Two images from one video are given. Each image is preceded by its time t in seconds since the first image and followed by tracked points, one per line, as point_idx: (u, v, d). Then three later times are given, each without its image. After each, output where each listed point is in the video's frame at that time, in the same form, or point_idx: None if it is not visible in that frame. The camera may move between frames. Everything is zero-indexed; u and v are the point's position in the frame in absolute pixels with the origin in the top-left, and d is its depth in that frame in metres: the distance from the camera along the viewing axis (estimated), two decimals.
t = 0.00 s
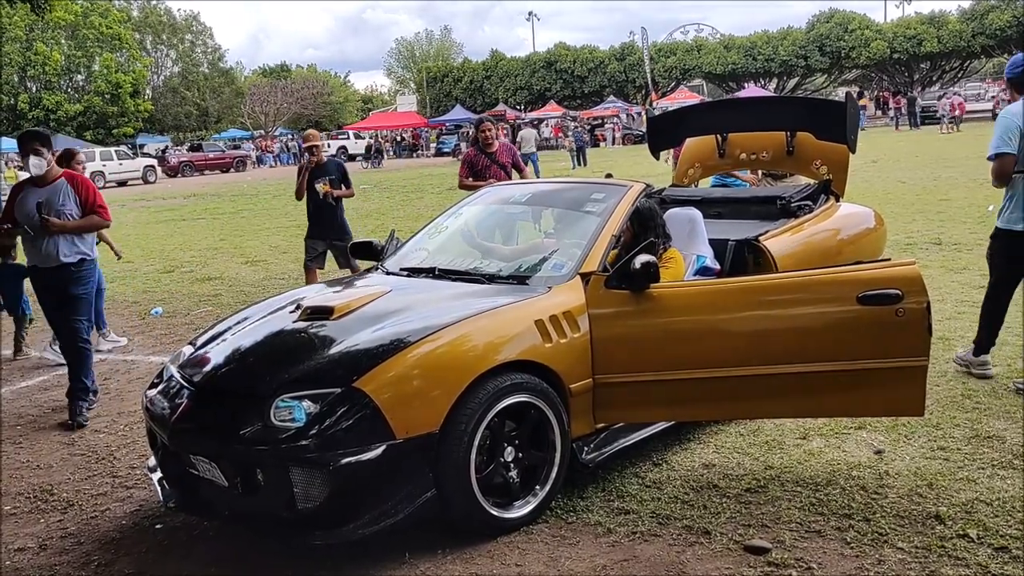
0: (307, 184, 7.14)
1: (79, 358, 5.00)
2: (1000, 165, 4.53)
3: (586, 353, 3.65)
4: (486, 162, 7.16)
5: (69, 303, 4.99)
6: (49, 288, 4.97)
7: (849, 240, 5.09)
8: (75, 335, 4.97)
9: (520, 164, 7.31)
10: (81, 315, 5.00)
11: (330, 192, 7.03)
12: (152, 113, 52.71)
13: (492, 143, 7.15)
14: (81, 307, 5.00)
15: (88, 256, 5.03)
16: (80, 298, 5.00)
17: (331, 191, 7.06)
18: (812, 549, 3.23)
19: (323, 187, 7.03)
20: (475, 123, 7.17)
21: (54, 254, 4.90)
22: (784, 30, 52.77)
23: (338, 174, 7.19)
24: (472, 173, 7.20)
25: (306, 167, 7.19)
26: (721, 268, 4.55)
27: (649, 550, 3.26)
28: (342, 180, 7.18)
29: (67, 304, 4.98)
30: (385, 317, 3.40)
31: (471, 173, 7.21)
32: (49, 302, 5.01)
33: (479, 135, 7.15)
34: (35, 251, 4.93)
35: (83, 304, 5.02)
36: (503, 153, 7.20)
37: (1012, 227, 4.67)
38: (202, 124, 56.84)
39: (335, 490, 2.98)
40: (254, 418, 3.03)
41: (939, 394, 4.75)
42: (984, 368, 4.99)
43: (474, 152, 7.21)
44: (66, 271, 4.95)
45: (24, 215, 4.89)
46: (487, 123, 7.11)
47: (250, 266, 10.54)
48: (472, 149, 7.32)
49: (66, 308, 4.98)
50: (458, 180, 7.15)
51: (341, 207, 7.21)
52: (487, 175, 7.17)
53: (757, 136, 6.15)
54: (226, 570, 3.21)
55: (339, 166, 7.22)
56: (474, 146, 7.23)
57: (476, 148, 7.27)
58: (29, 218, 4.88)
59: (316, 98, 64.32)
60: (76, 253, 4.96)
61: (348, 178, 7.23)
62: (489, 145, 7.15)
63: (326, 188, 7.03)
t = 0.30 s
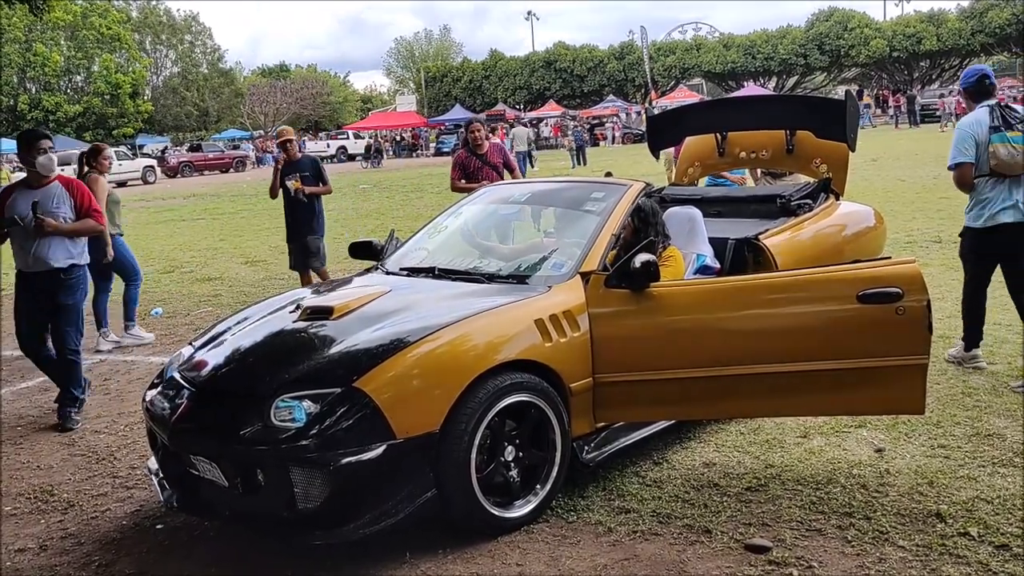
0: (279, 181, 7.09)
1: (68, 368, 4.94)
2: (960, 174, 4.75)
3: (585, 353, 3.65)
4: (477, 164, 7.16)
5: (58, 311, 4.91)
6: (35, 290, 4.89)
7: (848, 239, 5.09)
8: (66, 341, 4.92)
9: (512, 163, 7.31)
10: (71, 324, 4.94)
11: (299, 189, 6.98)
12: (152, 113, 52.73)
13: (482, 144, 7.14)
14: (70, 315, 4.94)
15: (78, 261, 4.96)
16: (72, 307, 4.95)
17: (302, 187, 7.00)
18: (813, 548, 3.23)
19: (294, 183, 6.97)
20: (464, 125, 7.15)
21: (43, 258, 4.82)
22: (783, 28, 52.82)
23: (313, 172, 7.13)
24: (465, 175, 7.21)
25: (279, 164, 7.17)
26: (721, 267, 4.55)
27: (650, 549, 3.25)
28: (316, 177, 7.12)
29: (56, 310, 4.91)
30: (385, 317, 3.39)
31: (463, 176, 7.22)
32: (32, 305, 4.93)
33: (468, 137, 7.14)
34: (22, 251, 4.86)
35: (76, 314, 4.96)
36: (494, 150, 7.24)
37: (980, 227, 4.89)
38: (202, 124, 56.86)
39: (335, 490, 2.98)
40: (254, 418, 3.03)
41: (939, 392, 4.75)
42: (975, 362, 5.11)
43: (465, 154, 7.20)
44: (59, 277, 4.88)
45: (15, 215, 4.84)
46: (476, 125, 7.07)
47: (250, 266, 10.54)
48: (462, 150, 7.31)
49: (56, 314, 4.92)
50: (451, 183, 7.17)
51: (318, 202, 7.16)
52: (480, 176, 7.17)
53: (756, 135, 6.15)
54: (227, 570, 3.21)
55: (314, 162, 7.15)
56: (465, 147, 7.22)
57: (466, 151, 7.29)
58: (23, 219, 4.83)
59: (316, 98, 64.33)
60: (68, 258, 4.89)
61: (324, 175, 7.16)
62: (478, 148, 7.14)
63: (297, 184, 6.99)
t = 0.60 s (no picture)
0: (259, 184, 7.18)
1: (67, 368, 4.91)
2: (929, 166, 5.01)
3: (585, 352, 3.65)
4: (474, 164, 7.17)
5: (59, 310, 4.87)
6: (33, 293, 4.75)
7: (848, 237, 5.09)
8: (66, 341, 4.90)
9: (507, 160, 7.31)
10: (71, 323, 4.91)
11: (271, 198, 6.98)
12: (151, 113, 52.66)
13: (477, 144, 7.14)
14: (70, 315, 4.91)
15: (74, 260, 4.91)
16: (69, 307, 4.91)
17: (275, 195, 7.01)
18: (812, 546, 3.23)
19: (267, 192, 7.00)
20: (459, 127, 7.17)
21: (44, 257, 4.72)
22: (783, 27, 52.85)
23: (291, 178, 7.08)
24: (462, 175, 7.22)
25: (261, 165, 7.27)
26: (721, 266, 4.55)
27: (649, 547, 3.26)
28: (293, 184, 7.07)
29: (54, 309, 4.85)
30: (384, 316, 3.39)
31: (460, 176, 7.23)
32: (31, 304, 4.76)
33: (464, 136, 7.14)
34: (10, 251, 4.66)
35: (74, 313, 4.94)
36: (490, 147, 7.21)
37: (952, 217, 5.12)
38: (201, 123, 56.84)
39: (335, 489, 2.98)
40: (254, 417, 3.03)
41: (939, 390, 4.75)
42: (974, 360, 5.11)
43: (460, 155, 7.21)
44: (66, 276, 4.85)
45: (13, 213, 4.64)
46: (471, 125, 7.06)
47: (250, 265, 10.53)
48: (458, 150, 7.31)
49: (55, 313, 4.87)
50: (449, 184, 7.18)
51: (294, 210, 7.09)
52: (478, 176, 7.19)
53: (755, 133, 6.15)
54: (227, 568, 3.22)
55: (293, 168, 7.11)
56: (461, 147, 7.23)
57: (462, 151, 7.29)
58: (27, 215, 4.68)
59: (316, 97, 64.32)
60: (73, 257, 4.88)
61: (302, 182, 7.09)
62: (473, 148, 7.14)
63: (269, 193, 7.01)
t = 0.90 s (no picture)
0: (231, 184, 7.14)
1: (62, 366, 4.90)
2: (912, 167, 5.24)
3: (585, 351, 3.66)
4: (482, 162, 7.17)
5: (54, 310, 4.83)
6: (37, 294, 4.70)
7: (848, 236, 5.08)
8: (62, 340, 4.88)
9: (513, 161, 7.39)
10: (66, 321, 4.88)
11: (236, 201, 6.94)
12: (152, 112, 52.66)
13: (486, 142, 7.15)
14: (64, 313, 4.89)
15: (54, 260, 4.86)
16: (63, 305, 4.87)
17: (242, 198, 6.97)
18: (813, 545, 3.23)
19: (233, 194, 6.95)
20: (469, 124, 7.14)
21: (47, 256, 4.72)
22: (784, 26, 52.83)
23: (264, 184, 7.05)
24: (468, 173, 7.19)
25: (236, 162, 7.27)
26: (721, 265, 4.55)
27: (650, 546, 3.26)
28: (266, 192, 7.03)
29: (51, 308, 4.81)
30: (384, 316, 3.40)
31: (467, 173, 7.19)
32: (34, 304, 4.70)
33: (473, 134, 7.13)
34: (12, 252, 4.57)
35: (67, 312, 4.92)
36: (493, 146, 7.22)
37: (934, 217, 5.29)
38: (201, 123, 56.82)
39: (336, 488, 2.99)
40: (255, 416, 3.04)
41: (939, 390, 4.75)
42: (971, 347, 5.12)
43: (469, 152, 7.19)
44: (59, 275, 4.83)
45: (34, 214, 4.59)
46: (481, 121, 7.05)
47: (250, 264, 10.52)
48: (465, 148, 7.29)
49: (50, 312, 4.83)
50: (456, 181, 7.14)
51: (262, 216, 7.05)
52: (484, 175, 7.17)
53: (755, 133, 6.15)
54: (228, 567, 3.22)
55: (268, 173, 7.06)
56: (469, 145, 7.22)
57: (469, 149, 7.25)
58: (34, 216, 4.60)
59: (316, 96, 64.29)
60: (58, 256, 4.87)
61: (275, 191, 7.06)
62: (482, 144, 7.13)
63: (236, 197, 6.97)
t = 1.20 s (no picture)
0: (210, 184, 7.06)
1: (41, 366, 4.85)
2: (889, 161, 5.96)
3: (584, 351, 3.66)
4: (494, 161, 7.15)
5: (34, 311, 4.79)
6: (25, 295, 4.67)
7: (848, 236, 5.09)
8: (42, 340, 4.83)
9: (522, 162, 7.39)
10: (45, 321, 4.83)
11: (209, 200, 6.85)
12: (151, 112, 52.60)
13: (499, 142, 7.17)
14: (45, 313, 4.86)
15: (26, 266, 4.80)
16: (42, 306, 4.82)
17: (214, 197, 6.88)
18: (812, 545, 3.23)
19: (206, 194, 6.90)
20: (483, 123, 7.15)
21: (34, 258, 4.72)
22: (783, 26, 52.84)
23: (239, 182, 6.93)
24: (480, 171, 7.15)
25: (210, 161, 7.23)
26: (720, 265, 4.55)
27: (649, 546, 3.26)
28: (240, 191, 6.89)
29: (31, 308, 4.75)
30: (383, 316, 3.40)
31: (479, 171, 7.15)
32: (20, 306, 4.67)
33: (487, 133, 7.16)
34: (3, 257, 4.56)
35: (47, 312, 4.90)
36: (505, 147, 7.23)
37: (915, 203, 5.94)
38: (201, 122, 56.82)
39: (335, 488, 2.99)
40: (254, 417, 3.04)
41: (938, 390, 4.75)
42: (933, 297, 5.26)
43: (481, 150, 7.17)
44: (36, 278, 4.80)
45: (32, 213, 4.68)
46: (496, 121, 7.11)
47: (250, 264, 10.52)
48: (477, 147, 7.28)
49: (28, 313, 4.77)
50: (468, 178, 7.08)
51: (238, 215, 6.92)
52: (496, 173, 7.16)
53: (754, 133, 6.14)
54: (227, 568, 3.22)
55: (241, 172, 6.95)
56: (481, 143, 7.21)
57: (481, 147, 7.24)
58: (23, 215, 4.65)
59: (316, 96, 64.28)
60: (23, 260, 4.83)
61: (249, 189, 6.91)
62: (495, 143, 7.14)
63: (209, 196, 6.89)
